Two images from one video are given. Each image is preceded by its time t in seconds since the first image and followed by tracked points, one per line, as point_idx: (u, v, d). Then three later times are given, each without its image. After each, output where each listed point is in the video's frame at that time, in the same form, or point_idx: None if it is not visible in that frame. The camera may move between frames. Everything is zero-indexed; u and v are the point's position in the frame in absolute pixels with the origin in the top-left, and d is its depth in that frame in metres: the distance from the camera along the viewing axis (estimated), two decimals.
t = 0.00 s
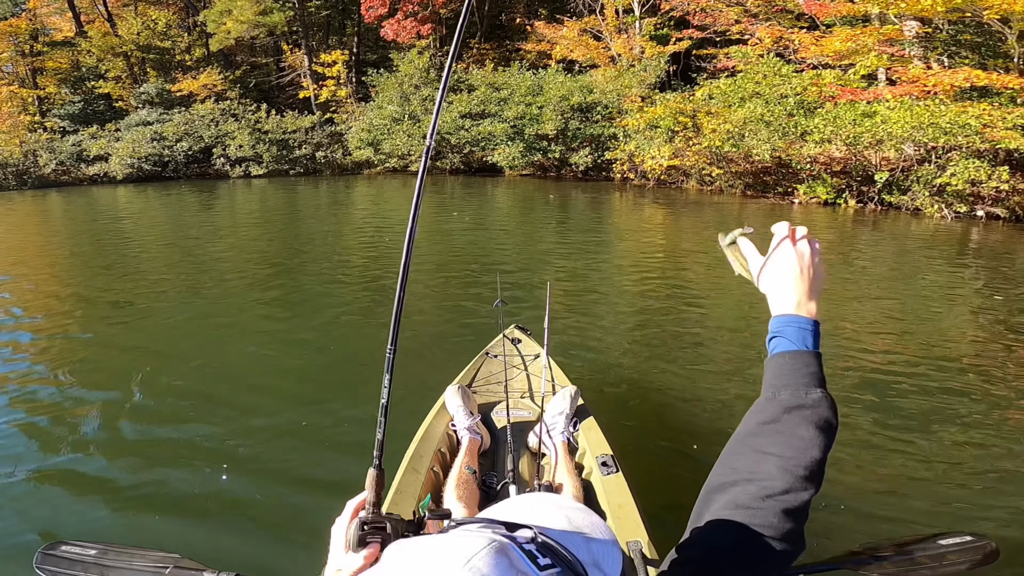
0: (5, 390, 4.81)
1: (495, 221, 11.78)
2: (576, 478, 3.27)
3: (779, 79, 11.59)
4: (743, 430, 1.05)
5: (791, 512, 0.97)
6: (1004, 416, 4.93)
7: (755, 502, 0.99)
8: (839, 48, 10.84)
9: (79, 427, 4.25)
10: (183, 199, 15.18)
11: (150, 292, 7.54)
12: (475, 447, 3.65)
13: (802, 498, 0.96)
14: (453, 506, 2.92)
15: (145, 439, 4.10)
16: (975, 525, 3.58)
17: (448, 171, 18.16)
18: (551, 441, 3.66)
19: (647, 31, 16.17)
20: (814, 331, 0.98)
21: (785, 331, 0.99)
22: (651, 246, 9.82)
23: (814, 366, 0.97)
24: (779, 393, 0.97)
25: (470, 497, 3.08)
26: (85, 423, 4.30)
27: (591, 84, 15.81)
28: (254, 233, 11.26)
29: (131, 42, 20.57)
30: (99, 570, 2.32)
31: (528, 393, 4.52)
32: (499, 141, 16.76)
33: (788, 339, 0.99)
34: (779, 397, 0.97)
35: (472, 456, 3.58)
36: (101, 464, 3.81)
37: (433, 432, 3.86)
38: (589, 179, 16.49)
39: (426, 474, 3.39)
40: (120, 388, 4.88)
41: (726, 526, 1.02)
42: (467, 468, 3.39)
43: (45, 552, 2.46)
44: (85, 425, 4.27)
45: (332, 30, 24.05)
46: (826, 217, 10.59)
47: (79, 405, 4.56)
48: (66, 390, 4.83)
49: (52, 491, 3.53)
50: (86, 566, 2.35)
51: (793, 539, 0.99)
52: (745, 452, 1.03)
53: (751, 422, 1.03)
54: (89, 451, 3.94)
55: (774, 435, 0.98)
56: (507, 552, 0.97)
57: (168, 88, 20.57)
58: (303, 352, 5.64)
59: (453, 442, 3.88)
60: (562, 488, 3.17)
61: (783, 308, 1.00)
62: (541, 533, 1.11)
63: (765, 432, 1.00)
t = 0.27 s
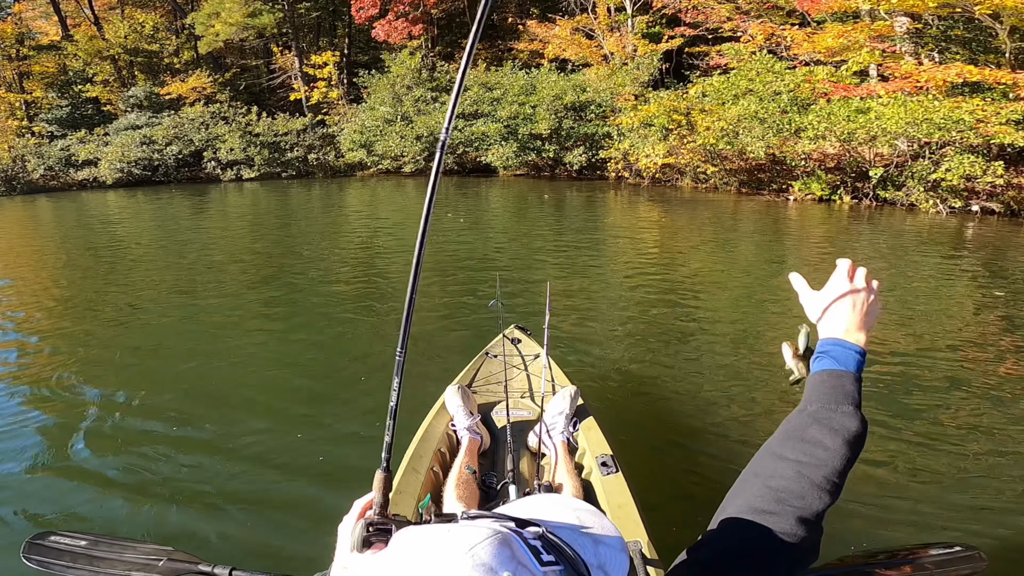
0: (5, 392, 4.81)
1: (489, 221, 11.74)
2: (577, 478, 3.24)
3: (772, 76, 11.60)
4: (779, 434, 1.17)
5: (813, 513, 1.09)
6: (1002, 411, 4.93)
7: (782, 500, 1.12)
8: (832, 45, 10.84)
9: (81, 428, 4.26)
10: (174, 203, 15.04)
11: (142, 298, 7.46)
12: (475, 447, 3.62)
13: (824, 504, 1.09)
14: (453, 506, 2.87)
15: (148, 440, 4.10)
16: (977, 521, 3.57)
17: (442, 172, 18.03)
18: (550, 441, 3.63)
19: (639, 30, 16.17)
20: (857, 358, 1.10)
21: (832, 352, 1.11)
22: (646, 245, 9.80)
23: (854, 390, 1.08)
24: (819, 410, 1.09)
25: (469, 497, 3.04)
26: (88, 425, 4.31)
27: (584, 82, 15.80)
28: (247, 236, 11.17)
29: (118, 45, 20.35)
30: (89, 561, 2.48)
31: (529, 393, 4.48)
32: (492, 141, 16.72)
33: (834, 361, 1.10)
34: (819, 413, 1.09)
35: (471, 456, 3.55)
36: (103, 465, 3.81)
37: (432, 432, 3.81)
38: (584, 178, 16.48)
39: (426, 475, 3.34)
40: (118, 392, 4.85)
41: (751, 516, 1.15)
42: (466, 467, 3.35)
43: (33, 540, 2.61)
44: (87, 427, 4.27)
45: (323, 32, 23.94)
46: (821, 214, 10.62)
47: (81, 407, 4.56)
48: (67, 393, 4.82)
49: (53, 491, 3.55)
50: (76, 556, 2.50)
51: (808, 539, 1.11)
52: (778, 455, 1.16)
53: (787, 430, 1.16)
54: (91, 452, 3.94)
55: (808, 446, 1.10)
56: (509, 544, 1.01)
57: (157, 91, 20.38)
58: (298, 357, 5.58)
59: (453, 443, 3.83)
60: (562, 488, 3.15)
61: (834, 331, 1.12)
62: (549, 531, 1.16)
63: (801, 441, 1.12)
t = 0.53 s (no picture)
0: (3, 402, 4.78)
1: (484, 222, 11.70)
2: (577, 478, 3.23)
3: (765, 73, 11.63)
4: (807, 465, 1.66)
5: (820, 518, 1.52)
6: (1001, 405, 4.94)
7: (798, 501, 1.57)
8: (823, 41, 10.87)
9: (85, 437, 4.26)
10: (165, 208, 14.89)
11: (134, 305, 7.38)
12: (475, 447, 3.60)
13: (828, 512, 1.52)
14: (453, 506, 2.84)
15: (153, 448, 4.12)
16: (981, 517, 3.56)
17: (435, 174, 17.91)
18: (551, 442, 3.60)
19: (631, 28, 16.19)
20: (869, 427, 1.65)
21: (853, 418, 1.68)
22: (642, 243, 9.78)
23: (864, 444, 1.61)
24: (837, 449, 1.61)
25: (469, 496, 3.01)
26: (91, 433, 4.31)
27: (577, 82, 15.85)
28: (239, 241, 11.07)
29: (105, 49, 20.13)
30: (95, 565, 2.68)
31: (529, 393, 4.45)
32: (486, 141, 16.67)
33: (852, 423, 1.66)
34: (837, 453, 1.60)
35: (471, 456, 3.53)
36: (109, 473, 3.82)
37: (432, 432, 3.77)
38: (578, 178, 16.47)
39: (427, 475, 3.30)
40: (116, 401, 4.82)
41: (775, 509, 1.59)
42: (466, 468, 3.32)
43: (40, 545, 2.79)
44: (90, 435, 4.27)
45: (313, 34, 23.84)
46: (816, 210, 10.64)
47: (82, 416, 4.55)
48: (66, 402, 4.80)
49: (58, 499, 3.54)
50: (83, 560, 2.70)
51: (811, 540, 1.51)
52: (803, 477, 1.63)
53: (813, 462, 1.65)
54: (96, 461, 3.95)
55: (827, 469, 1.59)
56: (531, 517, 1.29)
57: (145, 95, 20.20)
58: (294, 363, 5.53)
59: (454, 444, 3.76)
60: (561, 489, 3.13)
61: (855, 403, 1.71)
62: (564, 518, 1.45)
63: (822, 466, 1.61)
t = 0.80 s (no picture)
0: (4, 410, 4.77)
1: (480, 223, 11.65)
2: (577, 479, 3.21)
3: (759, 68, 11.60)
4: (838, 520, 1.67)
5: None
6: (1001, 400, 4.93)
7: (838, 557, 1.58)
8: (815, 36, 10.89)
9: (91, 441, 4.29)
10: (158, 215, 14.78)
11: (128, 315, 7.31)
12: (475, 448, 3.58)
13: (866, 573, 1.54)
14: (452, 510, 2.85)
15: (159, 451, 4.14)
16: (981, 518, 3.56)
17: (430, 176, 17.84)
18: (551, 441, 3.57)
19: (623, 25, 16.14)
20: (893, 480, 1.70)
21: (876, 472, 1.71)
22: (639, 241, 9.74)
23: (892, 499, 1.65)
24: (865, 503, 1.65)
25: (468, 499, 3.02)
26: (97, 437, 4.34)
27: (571, 81, 15.92)
28: (233, 247, 10.99)
29: (93, 55, 19.94)
30: (98, 567, 2.79)
31: (529, 392, 4.42)
32: (480, 141, 16.59)
33: (881, 479, 1.69)
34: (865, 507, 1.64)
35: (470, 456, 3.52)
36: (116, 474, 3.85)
37: (433, 431, 3.76)
38: (574, 176, 16.45)
39: (427, 473, 3.30)
40: (117, 408, 4.81)
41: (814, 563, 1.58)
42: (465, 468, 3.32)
43: (44, 549, 2.88)
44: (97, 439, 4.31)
45: (303, 37, 23.73)
46: (813, 204, 10.64)
47: (87, 419, 4.59)
48: (69, 408, 4.82)
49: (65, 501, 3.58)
50: (87, 563, 2.80)
51: None
52: (837, 534, 1.63)
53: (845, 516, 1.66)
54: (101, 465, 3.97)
55: (861, 527, 1.61)
56: (537, 483, 1.38)
57: (134, 101, 20.04)
58: (291, 370, 5.48)
59: (454, 444, 3.77)
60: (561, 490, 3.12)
61: (880, 457, 1.73)
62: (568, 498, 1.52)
63: (857, 522, 1.62)
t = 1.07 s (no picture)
0: None
1: (475, 224, 11.61)
2: (576, 478, 3.17)
3: (752, 65, 11.62)
4: (850, 514, 1.59)
5: None
6: (1000, 396, 4.94)
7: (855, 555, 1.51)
8: (807, 33, 10.93)
9: (88, 449, 4.29)
10: (149, 221, 14.63)
11: (120, 321, 7.23)
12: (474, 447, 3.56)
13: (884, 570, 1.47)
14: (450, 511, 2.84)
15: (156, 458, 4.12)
16: (983, 518, 3.56)
17: (424, 177, 17.77)
18: (550, 441, 3.53)
19: (615, 24, 16.14)
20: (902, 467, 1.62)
21: (883, 458, 1.64)
22: (635, 240, 9.74)
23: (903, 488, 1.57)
24: (878, 495, 1.57)
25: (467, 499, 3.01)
26: (94, 445, 4.33)
27: (564, 80, 15.86)
28: (226, 251, 10.91)
29: (80, 60, 19.74)
30: (89, 561, 2.77)
31: (529, 393, 4.39)
32: (473, 143, 16.53)
33: (889, 467, 1.61)
34: (879, 499, 1.56)
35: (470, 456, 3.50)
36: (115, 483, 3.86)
37: (432, 432, 3.75)
38: (568, 176, 16.43)
39: (426, 473, 3.30)
40: (113, 415, 4.79)
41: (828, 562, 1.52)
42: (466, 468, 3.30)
43: (35, 542, 2.88)
44: (94, 447, 4.30)
45: (294, 39, 23.61)
46: (808, 202, 10.65)
47: (88, 425, 4.60)
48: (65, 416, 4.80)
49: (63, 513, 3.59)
50: (78, 557, 2.79)
51: None
52: (851, 530, 1.56)
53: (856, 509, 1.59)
54: (99, 473, 3.97)
55: (873, 521, 1.53)
56: (554, 483, 1.35)
57: (123, 106, 19.87)
58: (286, 376, 5.43)
59: (453, 443, 3.78)
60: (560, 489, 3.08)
61: (885, 442, 1.66)
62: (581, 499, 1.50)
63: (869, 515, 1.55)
